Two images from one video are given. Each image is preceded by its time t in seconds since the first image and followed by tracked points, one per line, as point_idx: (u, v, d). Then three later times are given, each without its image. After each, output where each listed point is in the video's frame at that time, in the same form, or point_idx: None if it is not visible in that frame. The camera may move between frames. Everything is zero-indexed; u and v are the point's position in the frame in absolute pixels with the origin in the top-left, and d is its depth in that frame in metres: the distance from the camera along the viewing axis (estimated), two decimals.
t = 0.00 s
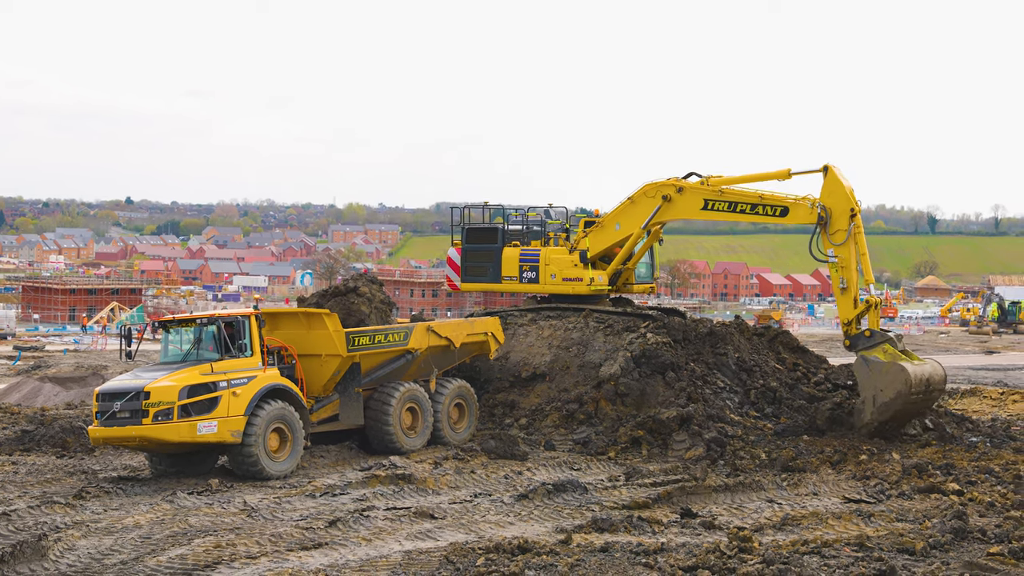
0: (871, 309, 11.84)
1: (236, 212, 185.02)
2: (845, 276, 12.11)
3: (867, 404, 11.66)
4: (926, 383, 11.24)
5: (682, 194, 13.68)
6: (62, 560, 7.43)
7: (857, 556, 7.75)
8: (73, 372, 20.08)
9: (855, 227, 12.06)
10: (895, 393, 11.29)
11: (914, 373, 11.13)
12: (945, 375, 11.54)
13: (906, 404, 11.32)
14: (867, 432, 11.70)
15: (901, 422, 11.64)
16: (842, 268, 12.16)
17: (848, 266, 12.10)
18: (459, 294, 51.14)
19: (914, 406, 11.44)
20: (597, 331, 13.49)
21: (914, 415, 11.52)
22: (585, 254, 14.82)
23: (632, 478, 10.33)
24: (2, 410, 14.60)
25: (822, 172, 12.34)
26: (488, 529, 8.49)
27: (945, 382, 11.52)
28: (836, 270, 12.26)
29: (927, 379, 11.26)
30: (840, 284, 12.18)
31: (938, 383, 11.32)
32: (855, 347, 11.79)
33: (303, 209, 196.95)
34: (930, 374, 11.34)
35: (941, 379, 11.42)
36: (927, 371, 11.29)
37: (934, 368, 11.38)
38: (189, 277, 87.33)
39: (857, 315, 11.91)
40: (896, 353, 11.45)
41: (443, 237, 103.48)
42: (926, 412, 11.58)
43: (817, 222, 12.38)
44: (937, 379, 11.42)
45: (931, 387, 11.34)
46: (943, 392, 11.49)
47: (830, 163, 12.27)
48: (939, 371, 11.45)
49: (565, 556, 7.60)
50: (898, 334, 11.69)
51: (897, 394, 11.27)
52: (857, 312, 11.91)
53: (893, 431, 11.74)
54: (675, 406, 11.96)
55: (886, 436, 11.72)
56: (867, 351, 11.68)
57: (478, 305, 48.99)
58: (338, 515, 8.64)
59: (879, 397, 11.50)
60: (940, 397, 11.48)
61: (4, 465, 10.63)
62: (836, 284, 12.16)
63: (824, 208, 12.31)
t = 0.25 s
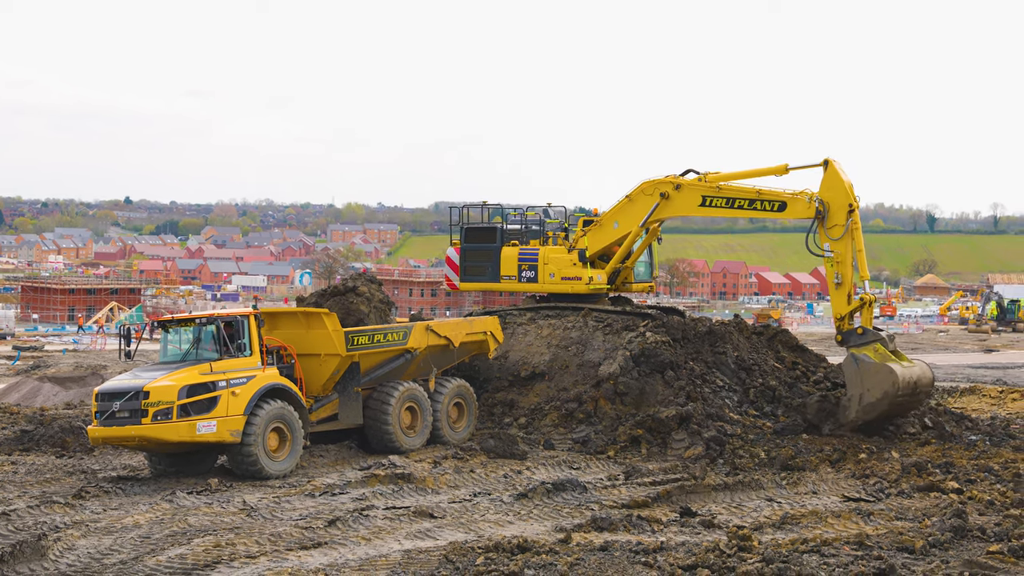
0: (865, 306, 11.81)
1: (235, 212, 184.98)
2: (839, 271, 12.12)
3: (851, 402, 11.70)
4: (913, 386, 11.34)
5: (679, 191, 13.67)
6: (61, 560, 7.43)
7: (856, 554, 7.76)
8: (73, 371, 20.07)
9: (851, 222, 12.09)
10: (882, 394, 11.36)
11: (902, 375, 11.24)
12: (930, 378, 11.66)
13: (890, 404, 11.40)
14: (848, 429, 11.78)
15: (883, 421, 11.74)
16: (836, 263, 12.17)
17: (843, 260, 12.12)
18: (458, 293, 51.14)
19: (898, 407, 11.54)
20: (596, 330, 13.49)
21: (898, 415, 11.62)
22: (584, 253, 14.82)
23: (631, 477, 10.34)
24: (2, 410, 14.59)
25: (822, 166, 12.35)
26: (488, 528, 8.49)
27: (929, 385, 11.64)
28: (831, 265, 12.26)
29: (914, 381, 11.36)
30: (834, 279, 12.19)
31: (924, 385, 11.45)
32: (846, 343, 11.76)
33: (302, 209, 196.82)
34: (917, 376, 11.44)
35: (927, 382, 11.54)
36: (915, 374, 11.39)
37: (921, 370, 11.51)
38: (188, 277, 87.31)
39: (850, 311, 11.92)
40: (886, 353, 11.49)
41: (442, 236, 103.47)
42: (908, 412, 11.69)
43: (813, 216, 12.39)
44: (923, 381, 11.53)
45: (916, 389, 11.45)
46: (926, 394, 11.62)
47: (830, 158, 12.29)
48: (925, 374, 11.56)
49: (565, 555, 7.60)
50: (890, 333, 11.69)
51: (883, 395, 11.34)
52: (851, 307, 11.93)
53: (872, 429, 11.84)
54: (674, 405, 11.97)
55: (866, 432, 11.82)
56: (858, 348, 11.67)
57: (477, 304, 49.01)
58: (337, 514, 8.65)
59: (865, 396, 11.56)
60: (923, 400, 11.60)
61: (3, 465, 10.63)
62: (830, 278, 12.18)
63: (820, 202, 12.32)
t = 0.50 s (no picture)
0: (859, 311, 11.97)
1: (235, 212, 184.98)
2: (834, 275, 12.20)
3: (835, 406, 11.85)
4: (897, 396, 11.53)
5: (679, 191, 13.67)
6: (61, 560, 7.43)
7: (857, 554, 7.76)
8: (73, 371, 20.07)
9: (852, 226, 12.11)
10: (866, 402, 11.50)
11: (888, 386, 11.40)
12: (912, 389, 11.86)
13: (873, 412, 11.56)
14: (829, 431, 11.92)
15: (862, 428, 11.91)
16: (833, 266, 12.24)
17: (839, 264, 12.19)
18: (458, 293, 51.12)
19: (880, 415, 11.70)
20: (596, 330, 13.50)
21: (879, 422, 11.79)
22: (584, 252, 14.82)
23: (631, 477, 10.35)
24: (2, 410, 14.59)
25: (824, 166, 12.35)
26: (488, 528, 8.49)
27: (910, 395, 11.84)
28: (827, 266, 12.31)
29: (899, 391, 11.56)
30: (828, 281, 12.27)
31: (906, 395, 11.67)
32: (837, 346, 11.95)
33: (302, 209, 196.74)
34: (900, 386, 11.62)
35: (909, 392, 11.74)
36: (900, 385, 11.60)
37: (907, 381, 11.70)
38: (188, 277, 87.30)
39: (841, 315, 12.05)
40: (875, 362, 11.67)
41: (442, 236, 103.41)
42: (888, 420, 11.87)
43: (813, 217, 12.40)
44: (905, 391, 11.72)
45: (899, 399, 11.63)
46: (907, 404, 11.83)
47: (835, 160, 12.25)
48: (908, 384, 11.76)
49: (565, 555, 7.60)
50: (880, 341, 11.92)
51: (867, 404, 11.50)
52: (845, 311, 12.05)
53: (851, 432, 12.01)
54: (674, 405, 11.97)
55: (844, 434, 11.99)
56: (847, 352, 11.86)
57: (477, 304, 49.00)
58: (338, 514, 8.65)
59: (849, 402, 11.69)
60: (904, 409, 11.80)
61: (3, 465, 10.63)
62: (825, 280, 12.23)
63: (821, 204, 12.32)
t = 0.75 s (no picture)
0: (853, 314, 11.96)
1: (235, 212, 184.97)
2: (830, 275, 12.21)
3: (819, 407, 11.98)
4: (881, 403, 11.71)
5: (679, 191, 13.66)
6: (61, 560, 7.43)
7: (856, 554, 7.76)
8: (73, 371, 20.06)
9: (851, 227, 12.11)
10: (851, 407, 11.66)
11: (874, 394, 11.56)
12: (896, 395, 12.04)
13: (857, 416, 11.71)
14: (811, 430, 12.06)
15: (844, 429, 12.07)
16: (829, 267, 12.25)
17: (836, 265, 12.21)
18: (458, 293, 51.12)
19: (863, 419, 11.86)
20: (596, 329, 13.50)
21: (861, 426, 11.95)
22: (584, 252, 14.82)
23: (632, 477, 10.35)
24: (2, 410, 14.59)
25: (827, 167, 12.33)
26: (488, 528, 8.50)
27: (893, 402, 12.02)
28: (823, 266, 12.32)
29: (884, 397, 11.74)
30: (824, 281, 12.28)
31: (890, 401, 11.87)
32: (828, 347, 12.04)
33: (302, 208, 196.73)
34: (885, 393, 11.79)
35: (893, 398, 11.93)
36: (885, 392, 11.78)
37: (892, 389, 11.89)
38: (188, 277, 87.29)
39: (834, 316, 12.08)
40: (863, 367, 11.80)
41: (442, 235, 103.38)
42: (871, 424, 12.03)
43: (812, 216, 12.40)
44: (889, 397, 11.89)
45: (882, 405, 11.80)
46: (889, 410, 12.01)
47: (838, 160, 12.23)
48: (892, 391, 11.94)
49: (565, 555, 7.61)
50: (871, 345, 11.99)
51: (852, 408, 11.66)
52: (839, 312, 12.08)
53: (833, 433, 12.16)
54: (674, 405, 11.97)
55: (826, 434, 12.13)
56: (838, 355, 11.94)
57: (477, 304, 48.99)
58: (338, 514, 8.65)
59: (834, 404, 11.82)
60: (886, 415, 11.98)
61: (3, 465, 10.64)
62: (820, 281, 12.25)
63: (821, 204, 12.33)
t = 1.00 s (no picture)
0: (848, 317, 11.99)
1: (235, 212, 184.99)
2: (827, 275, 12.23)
3: (807, 406, 12.07)
4: (870, 408, 11.76)
5: (680, 190, 13.66)
6: (62, 560, 7.44)
7: (857, 554, 7.76)
8: (73, 371, 20.07)
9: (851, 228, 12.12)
10: (838, 411, 11.74)
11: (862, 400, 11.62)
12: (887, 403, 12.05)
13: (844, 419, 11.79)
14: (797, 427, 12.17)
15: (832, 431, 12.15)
16: (826, 267, 12.27)
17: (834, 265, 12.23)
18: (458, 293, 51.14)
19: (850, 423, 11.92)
20: (596, 329, 13.50)
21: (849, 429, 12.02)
22: (584, 252, 14.82)
23: (632, 477, 10.35)
24: (2, 410, 14.60)
25: (829, 167, 12.32)
26: (488, 528, 8.50)
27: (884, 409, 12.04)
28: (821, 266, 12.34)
29: (874, 403, 11.78)
30: (820, 280, 12.31)
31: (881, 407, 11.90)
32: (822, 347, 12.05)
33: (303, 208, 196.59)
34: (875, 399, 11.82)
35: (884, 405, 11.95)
36: (875, 398, 11.82)
37: (883, 395, 11.89)
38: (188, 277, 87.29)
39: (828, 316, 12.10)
40: (853, 371, 11.82)
41: (442, 235, 103.37)
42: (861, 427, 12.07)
43: (811, 216, 12.40)
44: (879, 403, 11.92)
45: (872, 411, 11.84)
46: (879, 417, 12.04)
47: (841, 160, 12.22)
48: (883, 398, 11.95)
49: (565, 555, 7.61)
50: (864, 351, 11.93)
51: (839, 411, 11.74)
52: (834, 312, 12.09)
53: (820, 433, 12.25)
54: (674, 405, 11.97)
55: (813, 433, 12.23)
56: (830, 355, 11.97)
57: (477, 304, 49.00)
58: (338, 513, 8.65)
59: (821, 406, 11.91)
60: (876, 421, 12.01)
61: (4, 465, 10.64)
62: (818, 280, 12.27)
63: (822, 204, 12.33)
